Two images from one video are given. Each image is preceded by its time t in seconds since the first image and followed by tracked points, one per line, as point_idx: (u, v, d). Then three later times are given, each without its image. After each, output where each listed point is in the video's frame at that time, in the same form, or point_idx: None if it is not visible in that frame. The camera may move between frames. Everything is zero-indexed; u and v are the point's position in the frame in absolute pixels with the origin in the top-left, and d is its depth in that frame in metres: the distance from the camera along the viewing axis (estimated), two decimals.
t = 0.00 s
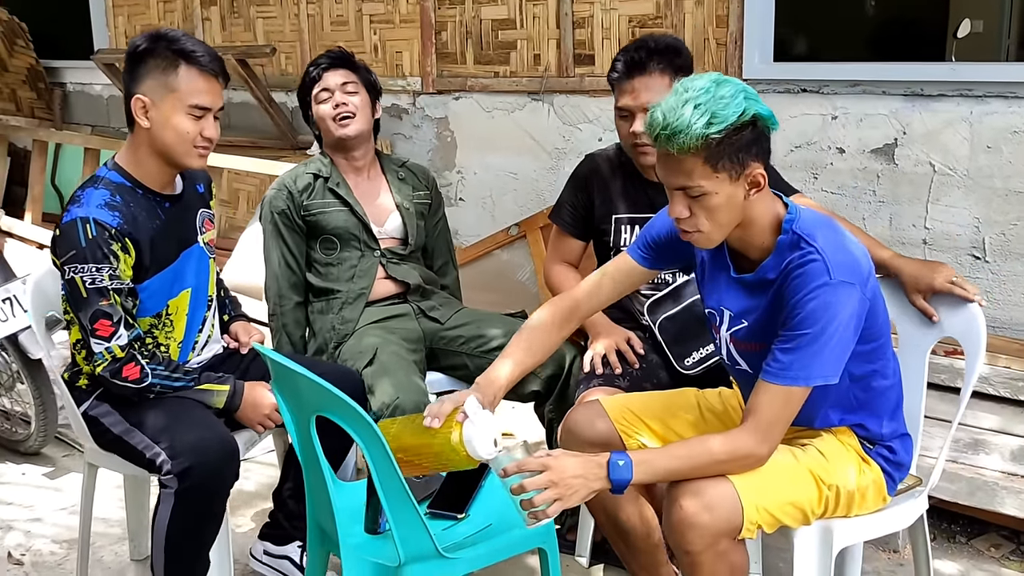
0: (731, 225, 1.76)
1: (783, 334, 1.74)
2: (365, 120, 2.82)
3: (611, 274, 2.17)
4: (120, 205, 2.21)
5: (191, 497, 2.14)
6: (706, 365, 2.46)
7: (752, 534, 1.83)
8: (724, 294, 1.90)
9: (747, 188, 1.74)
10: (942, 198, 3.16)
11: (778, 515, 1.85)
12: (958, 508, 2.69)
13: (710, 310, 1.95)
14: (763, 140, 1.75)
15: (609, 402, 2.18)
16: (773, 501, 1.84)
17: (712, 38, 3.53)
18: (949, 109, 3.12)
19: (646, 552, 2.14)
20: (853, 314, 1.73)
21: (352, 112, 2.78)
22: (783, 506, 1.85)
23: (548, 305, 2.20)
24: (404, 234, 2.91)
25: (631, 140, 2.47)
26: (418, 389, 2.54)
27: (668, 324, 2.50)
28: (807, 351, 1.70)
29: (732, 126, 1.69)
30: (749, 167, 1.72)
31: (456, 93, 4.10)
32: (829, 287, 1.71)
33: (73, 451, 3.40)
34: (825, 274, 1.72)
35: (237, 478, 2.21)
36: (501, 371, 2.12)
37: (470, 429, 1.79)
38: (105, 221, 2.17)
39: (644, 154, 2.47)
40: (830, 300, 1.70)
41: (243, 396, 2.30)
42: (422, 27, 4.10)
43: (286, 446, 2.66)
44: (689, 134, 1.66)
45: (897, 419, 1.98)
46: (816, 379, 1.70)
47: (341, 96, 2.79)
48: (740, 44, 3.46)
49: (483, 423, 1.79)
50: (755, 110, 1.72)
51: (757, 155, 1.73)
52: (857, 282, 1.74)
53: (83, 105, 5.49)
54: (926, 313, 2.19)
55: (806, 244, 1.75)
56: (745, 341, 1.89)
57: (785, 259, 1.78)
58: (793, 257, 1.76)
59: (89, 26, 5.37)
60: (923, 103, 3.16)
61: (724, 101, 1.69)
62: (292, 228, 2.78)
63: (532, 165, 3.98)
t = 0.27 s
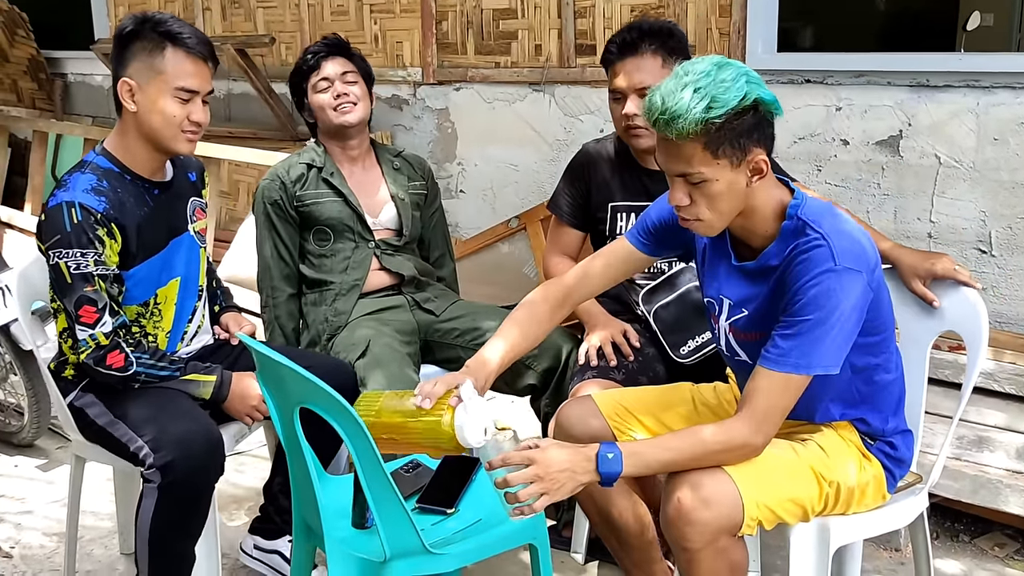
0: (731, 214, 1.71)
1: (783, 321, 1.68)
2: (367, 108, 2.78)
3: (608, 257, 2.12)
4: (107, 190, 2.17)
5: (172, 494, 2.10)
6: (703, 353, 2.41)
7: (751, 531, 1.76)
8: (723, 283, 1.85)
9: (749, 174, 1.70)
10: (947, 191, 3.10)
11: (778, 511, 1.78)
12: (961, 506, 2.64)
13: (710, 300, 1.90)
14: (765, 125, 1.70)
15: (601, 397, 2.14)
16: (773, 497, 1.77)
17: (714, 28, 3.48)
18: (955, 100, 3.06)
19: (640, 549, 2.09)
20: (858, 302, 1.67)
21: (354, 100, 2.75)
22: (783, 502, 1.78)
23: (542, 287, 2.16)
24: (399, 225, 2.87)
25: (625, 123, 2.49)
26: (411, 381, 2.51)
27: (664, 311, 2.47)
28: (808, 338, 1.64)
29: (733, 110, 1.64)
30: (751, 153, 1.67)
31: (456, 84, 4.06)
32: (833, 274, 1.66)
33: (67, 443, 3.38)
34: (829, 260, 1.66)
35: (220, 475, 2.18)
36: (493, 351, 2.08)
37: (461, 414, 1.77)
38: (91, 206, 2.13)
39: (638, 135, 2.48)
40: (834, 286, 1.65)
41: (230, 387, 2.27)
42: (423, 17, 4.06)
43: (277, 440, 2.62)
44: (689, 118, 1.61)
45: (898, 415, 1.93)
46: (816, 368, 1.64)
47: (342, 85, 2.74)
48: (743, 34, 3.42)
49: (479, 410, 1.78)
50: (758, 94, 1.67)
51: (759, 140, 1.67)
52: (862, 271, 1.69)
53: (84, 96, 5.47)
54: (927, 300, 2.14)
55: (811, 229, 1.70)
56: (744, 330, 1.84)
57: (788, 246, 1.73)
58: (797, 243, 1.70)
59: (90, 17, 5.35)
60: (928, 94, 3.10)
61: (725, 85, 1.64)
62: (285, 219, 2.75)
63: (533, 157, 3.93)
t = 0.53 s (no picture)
0: (733, 198, 1.66)
1: (786, 306, 1.62)
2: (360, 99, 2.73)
3: (605, 243, 2.07)
4: (95, 176, 2.13)
5: (159, 491, 2.05)
6: (703, 348, 2.39)
7: (751, 529, 1.71)
8: (727, 270, 1.80)
9: (751, 156, 1.64)
10: (955, 186, 3.04)
11: (779, 509, 1.72)
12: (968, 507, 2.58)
13: (712, 288, 1.85)
14: (768, 104, 1.64)
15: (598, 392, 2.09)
16: (774, 495, 1.71)
17: (718, 21, 3.41)
18: (963, 94, 3.00)
19: (637, 549, 2.04)
20: (864, 288, 1.61)
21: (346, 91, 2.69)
22: (785, 500, 1.72)
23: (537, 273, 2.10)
24: (395, 218, 2.82)
25: (620, 112, 2.45)
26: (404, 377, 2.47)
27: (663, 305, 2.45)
28: (810, 322, 1.58)
29: (732, 88, 1.58)
30: (753, 133, 1.61)
31: (457, 77, 4.01)
32: (839, 257, 1.60)
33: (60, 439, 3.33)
34: (835, 243, 1.61)
35: (209, 473, 2.13)
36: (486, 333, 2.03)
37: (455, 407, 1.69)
38: (77, 192, 2.08)
39: (635, 124, 2.44)
40: (839, 270, 1.59)
41: (219, 375, 2.23)
42: (423, 9, 4.00)
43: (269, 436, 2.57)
44: (686, 97, 1.56)
45: (903, 412, 1.87)
46: (818, 354, 1.57)
47: (333, 77, 2.69)
48: (747, 26, 3.36)
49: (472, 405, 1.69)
50: (759, 71, 1.61)
51: (760, 120, 1.61)
52: (869, 257, 1.63)
53: (83, 90, 5.43)
54: (929, 294, 2.09)
55: (817, 213, 1.65)
56: (747, 319, 1.79)
57: (793, 231, 1.67)
58: (803, 227, 1.65)
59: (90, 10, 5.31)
60: (936, 87, 3.05)
61: (724, 62, 1.59)
62: (280, 211, 2.69)
63: (534, 151, 3.88)
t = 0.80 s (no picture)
0: (738, 202, 1.62)
1: (792, 311, 1.57)
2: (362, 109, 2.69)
3: (606, 249, 2.03)
4: (84, 177, 2.10)
5: (153, 500, 2.00)
6: (709, 362, 2.34)
7: (754, 545, 1.65)
8: (734, 278, 1.76)
9: (756, 159, 1.60)
10: (967, 201, 2.99)
11: (783, 525, 1.67)
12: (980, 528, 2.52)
13: (719, 297, 1.80)
14: (772, 105, 1.60)
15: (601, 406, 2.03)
16: (777, 509, 1.66)
17: (726, 32, 3.39)
18: (975, 107, 2.95)
19: (637, 567, 1.98)
20: (873, 294, 1.56)
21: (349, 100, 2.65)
22: (788, 515, 1.67)
23: (538, 277, 2.05)
24: (397, 229, 2.78)
25: (618, 122, 2.42)
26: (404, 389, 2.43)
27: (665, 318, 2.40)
28: (817, 326, 1.52)
29: (734, 88, 1.55)
30: (757, 135, 1.57)
31: (463, 89, 3.97)
32: (847, 261, 1.55)
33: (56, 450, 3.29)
34: (843, 247, 1.56)
35: (204, 478, 2.08)
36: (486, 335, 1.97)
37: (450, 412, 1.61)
38: (65, 189, 2.06)
39: (633, 135, 2.41)
40: (847, 274, 1.54)
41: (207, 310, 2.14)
42: (430, 20, 3.98)
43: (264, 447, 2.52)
44: (686, 97, 1.53)
45: (914, 429, 1.81)
46: (824, 359, 1.51)
47: (336, 85, 2.65)
48: (756, 39, 3.33)
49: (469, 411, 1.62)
50: (761, 71, 1.58)
51: (764, 122, 1.57)
52: (879, 264, 1.58)
53: (90, 101, 5.43)
54: (940, 307, 2.03)
55: (825, 217, 1.61)
56: (753, 327, 1.74)
57: (802, 237, 1.63)
58: (811, 232, 1.61)
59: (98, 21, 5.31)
60: (947, 100, 3.00)
61: (726, 61, 1.55)
62: (280, 220, 2.64)
63: (540, 164, 3.84)
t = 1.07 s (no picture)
0: (743, 236, 1.59)
1: (799, 346, 1.54)
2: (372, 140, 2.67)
3: (610, 279, 2.01)
4: (84, 204, 2.08)
5: (148, 540, 1.96)
6: (714, 401, 2.31)
7: None
8: (740, 313, 1.73)
9: (762, 192, 1.57)
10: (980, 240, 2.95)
11: (790, 568, 1.61)
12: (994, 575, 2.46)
13: (726, 331, 1.78)
14: (779, 138, 1.57)
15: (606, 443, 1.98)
16: (784, 552, 1.60)
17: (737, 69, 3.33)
18: (987, 146, 2.92)
19: None
20: (881, 330, 1.52)
21: (359, 130, 2.64)
22: (796, 558, 1.61)
23: (542, 308, 2.03)
24: (402, 261, 2.75)
25: (616, 159, 2.41)
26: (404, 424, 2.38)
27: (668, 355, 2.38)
28: (822, 361, 1.49)
29: (738, 121, 1.52)
30: (762, 167, 1.54)
31: (473, 123, 3.97)
32: (855, 295, 1.52)
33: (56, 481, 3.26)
34: (852, 280, 1.53)
35: (198, 522, 2.04)
36: (485, 365, 1.97)
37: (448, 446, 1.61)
38: (65, 211, 2.04)
39: (633, 171, 2.39)
40: (855, 308, 1.51)
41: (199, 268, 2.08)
42: (440, 54, 3.98)
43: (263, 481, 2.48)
44: (690, 129, 1.51)
45: (926, 471, 1.77)
46: (829, 395, 1.47)
47: (347, 114, 2.64)
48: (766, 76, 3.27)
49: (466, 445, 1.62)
50: (768, 103, 1.55)
51: (768, 154, 1.55)
52: (889, 298, 1.55)
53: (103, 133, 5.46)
54: (952, 346, 1.99)
55: (834, 250, 1.58)
56: (758, 363, 1.71)
57: (810, 271, 1.60)
58: (819, 265, 1.58)
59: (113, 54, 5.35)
60: (960, 139, 2.97)
61: (731, 93, 1.52)
62: (285, 250, 2.63)
63: (549, 199, 3.82)
